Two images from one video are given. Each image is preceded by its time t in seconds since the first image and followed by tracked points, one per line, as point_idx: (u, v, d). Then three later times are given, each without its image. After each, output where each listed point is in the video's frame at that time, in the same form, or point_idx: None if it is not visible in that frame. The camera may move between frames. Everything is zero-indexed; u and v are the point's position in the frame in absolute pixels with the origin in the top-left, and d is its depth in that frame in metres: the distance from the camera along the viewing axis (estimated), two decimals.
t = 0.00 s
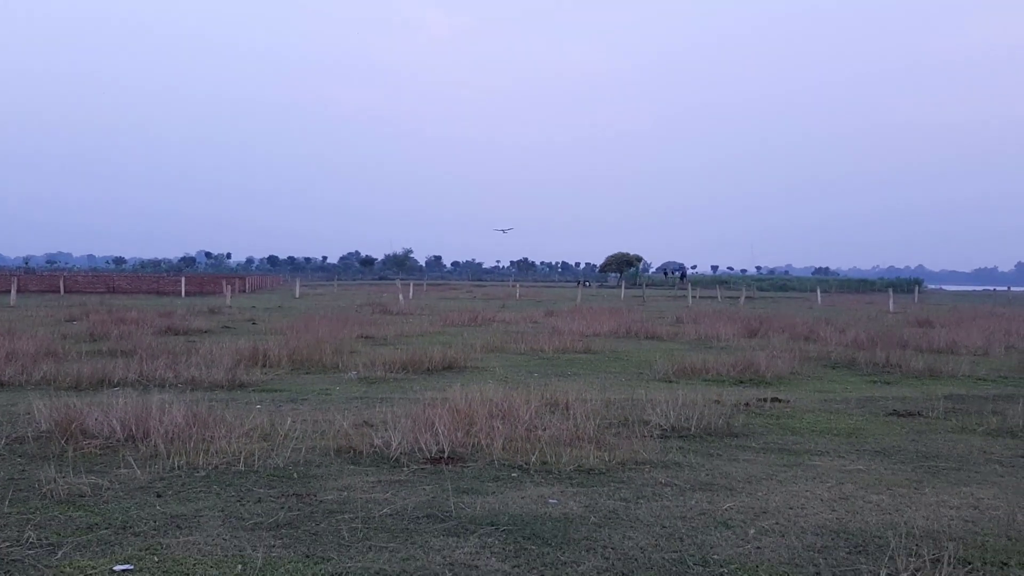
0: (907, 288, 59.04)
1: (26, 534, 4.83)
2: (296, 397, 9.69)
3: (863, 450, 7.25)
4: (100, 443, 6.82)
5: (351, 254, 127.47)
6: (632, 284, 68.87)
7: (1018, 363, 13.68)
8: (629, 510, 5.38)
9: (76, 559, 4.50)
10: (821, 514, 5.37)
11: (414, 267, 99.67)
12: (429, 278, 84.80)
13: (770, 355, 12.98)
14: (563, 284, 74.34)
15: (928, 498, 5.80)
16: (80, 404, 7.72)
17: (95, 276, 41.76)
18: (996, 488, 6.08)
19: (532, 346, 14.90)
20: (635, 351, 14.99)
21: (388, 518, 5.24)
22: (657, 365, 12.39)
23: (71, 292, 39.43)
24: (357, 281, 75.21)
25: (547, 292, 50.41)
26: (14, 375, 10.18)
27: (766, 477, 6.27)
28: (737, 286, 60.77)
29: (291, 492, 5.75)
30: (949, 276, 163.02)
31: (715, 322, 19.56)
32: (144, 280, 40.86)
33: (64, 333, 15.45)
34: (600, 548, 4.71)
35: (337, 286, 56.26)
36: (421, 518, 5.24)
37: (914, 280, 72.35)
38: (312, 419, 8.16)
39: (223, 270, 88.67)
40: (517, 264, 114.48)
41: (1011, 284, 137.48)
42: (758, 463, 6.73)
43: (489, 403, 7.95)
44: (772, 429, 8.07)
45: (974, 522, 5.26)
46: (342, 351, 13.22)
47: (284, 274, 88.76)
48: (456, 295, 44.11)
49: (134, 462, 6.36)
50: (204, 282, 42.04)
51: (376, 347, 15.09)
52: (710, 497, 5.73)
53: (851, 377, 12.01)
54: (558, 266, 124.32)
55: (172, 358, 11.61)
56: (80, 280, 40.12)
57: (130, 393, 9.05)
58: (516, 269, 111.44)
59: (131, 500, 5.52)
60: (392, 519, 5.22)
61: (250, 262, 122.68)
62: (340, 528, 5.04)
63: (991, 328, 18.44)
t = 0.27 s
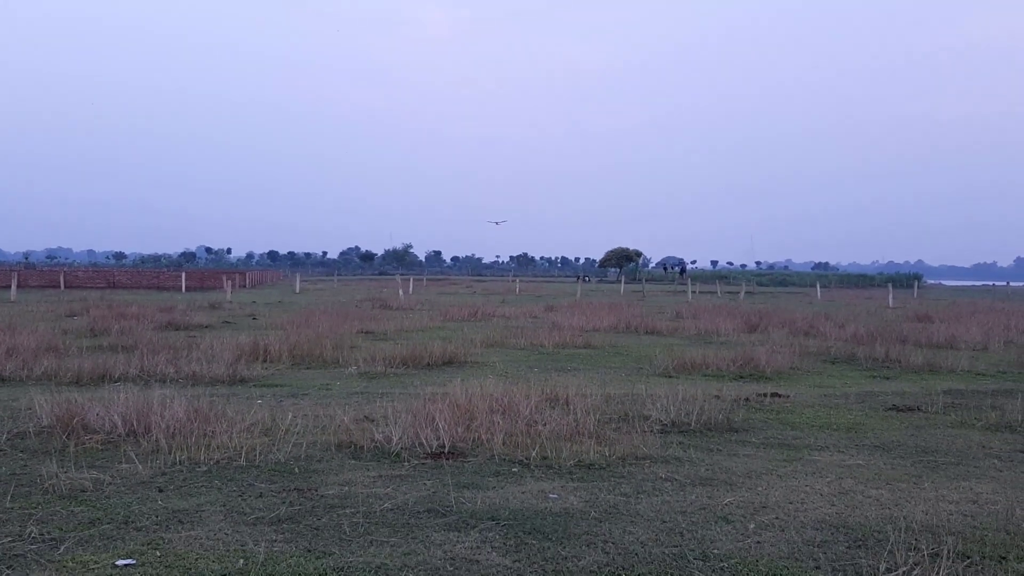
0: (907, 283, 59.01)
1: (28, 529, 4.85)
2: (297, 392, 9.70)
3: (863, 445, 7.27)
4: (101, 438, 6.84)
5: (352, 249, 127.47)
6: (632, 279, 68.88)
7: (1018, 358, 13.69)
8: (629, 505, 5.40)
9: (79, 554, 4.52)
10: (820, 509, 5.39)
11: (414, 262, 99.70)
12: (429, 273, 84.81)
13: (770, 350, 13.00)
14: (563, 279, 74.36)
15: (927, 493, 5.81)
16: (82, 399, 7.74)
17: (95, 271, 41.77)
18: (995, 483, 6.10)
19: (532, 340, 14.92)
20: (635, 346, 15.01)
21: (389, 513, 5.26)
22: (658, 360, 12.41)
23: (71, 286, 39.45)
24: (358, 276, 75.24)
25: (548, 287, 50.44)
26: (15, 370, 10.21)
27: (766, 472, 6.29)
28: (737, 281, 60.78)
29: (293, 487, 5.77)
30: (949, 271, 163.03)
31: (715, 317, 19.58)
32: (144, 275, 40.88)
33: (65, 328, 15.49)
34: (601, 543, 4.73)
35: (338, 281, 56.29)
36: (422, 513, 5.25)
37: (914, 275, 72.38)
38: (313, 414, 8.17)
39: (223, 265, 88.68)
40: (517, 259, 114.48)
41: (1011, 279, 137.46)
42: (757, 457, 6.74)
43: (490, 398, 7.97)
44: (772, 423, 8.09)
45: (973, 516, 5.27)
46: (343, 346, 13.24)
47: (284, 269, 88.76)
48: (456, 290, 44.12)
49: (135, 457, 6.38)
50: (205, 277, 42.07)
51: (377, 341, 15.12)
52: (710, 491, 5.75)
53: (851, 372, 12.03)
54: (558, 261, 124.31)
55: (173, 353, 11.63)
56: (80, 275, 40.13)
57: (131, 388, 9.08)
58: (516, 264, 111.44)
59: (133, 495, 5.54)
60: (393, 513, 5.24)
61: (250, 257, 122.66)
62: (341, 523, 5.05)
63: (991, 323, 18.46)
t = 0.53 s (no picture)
0: (906, 280, 59.01)
1: (29, 528, 4.85)
2: (297, 391, 9.71)
3: (863, 442, 7.28)
4: (102, 438, 6.84)
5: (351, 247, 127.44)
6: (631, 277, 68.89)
7: (1017, 356, 13.71)
8: (629, 503, 5.41)
9: (80, 553, 4.52)
10: (820, 507, 5.40)
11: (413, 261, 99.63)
12: (429, 271, 84.80)
13: (770, 347, 13.01)
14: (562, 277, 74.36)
15: (927, 491, 5.82)
16: (82, 398, 7.74)
17: (95, 270, 41.75)
18: (994, 480, 6.11)
19: (532, 339, 14.92)
20: (635, 345, 15.02)
21: (390, 511, 5.27)
22: (658, 358, 12.42)
23: (70, 285, 39.42)
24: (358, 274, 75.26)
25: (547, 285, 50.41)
26: (15, 369, 10.21)
27: (766, 470, 6.30)
28: (737, 279, 60.80)
29: (293, 486, 5.77)
30: (949, 268, 163.09)
31: (715, 315, 19.59)
32: (144, 273, 40.88)
33: (66, 327, 15.50)
34: (601, 541, 4.73)
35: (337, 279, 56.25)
36: (422, 511, 5.26)
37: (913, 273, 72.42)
38: (314, 413, 8.18)
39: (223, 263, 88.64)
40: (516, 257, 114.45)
41: (1010, 276, 137.54)
42: (757, 455, 6.75)
43: (490, 397, 7.97)
44: (772, 421, 8.10)
45: (972, 514, 5.28)
46: (343, 345, 13.24)
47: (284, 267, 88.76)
48: (455, 288, 44.18)
49: (136, 456, 6.38)
50: (205, 275, 42.06)
51: (377, 340, 15.12)
52: (711, 489, 5.76)
53: (851, 370, 12.04)
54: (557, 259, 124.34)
55: (173, 352, 11.63)
56: (80, 274, 40.10)
57: (132, 387, 9.09)
58: (516, 262, 111.43)
59: (133, 494, 5.54)
60: (394, 512, 5.25)
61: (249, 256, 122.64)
62: (342, 521, 5.06)
63: (991, 321, 18.48)
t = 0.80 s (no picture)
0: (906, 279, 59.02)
1: (29, 528, 4.85)
2: (297, 390, 9.70)
3: (863, 441, 7.28)
4: (102, 437, 6.84)
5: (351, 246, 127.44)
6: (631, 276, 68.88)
7: (1017, 355, 13.71)
8: (629, 502, 5.41)
9: (80, 553, 4.52)
10: (821, 506, 5.39)
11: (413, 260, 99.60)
12: (429, 270, 84.76)
13: (770, 346, 13.01)
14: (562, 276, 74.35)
15: (928, 489, 5.82)
16: (82, 398, 7.74)
17: (94, 269, 41.74)
18: (994, 479, 6.11)
19: (532, 338, 14.91)
20: (636, 344, 15.01)
21: (390, 510, 5.27)
22: (658, 357, 12.41)
23: (70, 285, 39.39)
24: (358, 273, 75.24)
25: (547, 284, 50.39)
26: (15, 369, 10.20)
27: (766, 469, 6.30)
28: (737, 278, 60.78)
29: (294, 485, 5.77)
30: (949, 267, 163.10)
31: (715, 314, 19.59)
32: (143, 273, 40.87)
33: (66, 327, 15.49)
34: (602, 541, 4.73)
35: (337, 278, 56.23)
36: (422, 510, 5.26)
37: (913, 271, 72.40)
38: (314, 412, 8.18)
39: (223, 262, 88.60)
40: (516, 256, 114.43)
41: (1010, 275, 137.55)
42: (757, 455, 6.75)
43: (490, 396, 7.97)
44: (772, 420, 8.10)
45: (973, 513, 5.28)
46: (343, 344, 13.23)
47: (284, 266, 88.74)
48: (455, 287, 44.17)
49: (136, 456, 6.38)
50: (205, 274, 42.05)
51: (377, 339, 15.12)
52: (711, 489, 5.76)
53: (851, 369, 12.04)
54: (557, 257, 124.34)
55: (173, 351, 11.62)
56: (79, 273, 40.08)
57: (132, 386, 9.08)
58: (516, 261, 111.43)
59: (134, 493, 5.54)
60: (394, 511, 5.25)
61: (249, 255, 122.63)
62: (342, 521, 5.06)
63: (991, 320, 18.47)
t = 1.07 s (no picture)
0: (905, 280, 59.07)
1: (29, 528, 4.85)
2: (297, 390, 9.71)
3: (862, 442, 7.28)
4: (101, 437, 6.84)
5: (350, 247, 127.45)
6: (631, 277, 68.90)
7: (1016, 355, 13.71)
8: (628, 503, 5.41)
9: (79, 553, 4.52)
10: (820, 506, 5.40)
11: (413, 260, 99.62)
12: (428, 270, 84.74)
13: (769, 347, 13.01)
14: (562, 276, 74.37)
15: (927, 490, 5.82)
16: (81, 398, 7.73)
17: (94, 269, 41.82)
18: (993, 480, 6.11)
19: (531, 338, 14.92)
20: (635, 344, 15.02)
21: (389, 510, 5.27)
22: (657, 358, 12.42)
23: (69, 285, 39.38)
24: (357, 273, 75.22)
25: (546, 285, 50.40)
26: (15, 369, 10.20)
27: (765, 469, 6.30)
28: (736, 278, 60.79)
29: (293, 485, 5.77)
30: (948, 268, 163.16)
31: (715, 314, 19.60)
32: (143, 273, 40.87)
33: (65, 327, 15.49)
34: (601, 541, 4.73)
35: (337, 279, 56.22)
36: (422, 510, 5.26)
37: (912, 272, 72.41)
38: (313, 412, 8.17)
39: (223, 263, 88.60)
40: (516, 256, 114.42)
41: (1009, 275, 137.61)
42: (756, 455, 6.75)
43: (490, 396, 7.96)
44: (771, 421, 8.10)
45: (972, 513, 5.28)
46: (342, 344, 13.24)
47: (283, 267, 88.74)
48: (455, 287, 44.15)
49: (135, 456, 6.38)
50: (204, 275, 42.04)
51: (376, 339, 15.13)
52: (710, 489, 5.76)
53: (850, 370, 12.04)
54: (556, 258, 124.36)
55: (172, 351, 11.62)
56: (79, 273, 40.09)
57: (131, 386, 9.08)
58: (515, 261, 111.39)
59: (133, 494, 5.53)
60: (393, 511, 5.25)
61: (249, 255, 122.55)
62: (342, 521, 5.06)
63: (990, 320, 18.49)
